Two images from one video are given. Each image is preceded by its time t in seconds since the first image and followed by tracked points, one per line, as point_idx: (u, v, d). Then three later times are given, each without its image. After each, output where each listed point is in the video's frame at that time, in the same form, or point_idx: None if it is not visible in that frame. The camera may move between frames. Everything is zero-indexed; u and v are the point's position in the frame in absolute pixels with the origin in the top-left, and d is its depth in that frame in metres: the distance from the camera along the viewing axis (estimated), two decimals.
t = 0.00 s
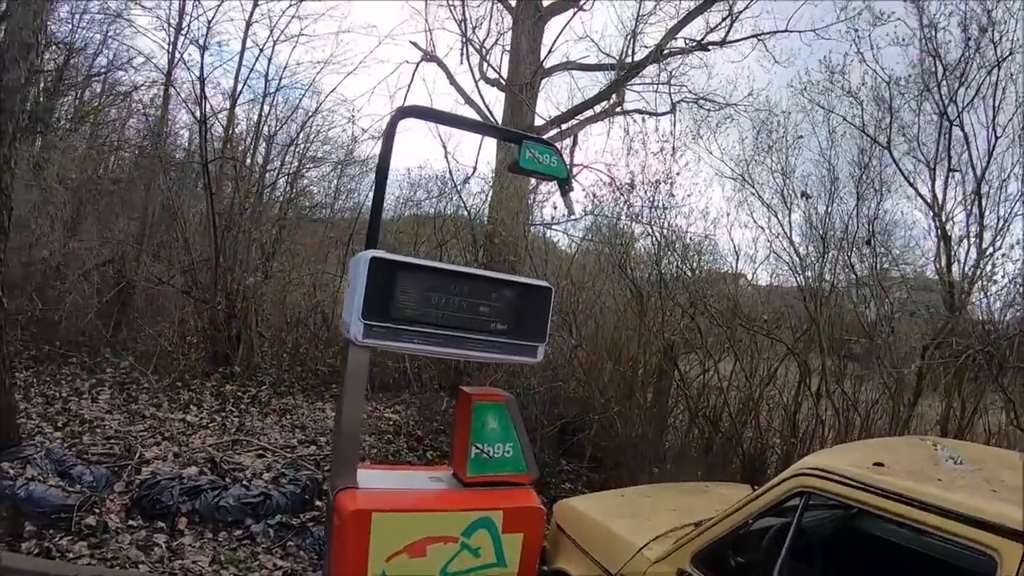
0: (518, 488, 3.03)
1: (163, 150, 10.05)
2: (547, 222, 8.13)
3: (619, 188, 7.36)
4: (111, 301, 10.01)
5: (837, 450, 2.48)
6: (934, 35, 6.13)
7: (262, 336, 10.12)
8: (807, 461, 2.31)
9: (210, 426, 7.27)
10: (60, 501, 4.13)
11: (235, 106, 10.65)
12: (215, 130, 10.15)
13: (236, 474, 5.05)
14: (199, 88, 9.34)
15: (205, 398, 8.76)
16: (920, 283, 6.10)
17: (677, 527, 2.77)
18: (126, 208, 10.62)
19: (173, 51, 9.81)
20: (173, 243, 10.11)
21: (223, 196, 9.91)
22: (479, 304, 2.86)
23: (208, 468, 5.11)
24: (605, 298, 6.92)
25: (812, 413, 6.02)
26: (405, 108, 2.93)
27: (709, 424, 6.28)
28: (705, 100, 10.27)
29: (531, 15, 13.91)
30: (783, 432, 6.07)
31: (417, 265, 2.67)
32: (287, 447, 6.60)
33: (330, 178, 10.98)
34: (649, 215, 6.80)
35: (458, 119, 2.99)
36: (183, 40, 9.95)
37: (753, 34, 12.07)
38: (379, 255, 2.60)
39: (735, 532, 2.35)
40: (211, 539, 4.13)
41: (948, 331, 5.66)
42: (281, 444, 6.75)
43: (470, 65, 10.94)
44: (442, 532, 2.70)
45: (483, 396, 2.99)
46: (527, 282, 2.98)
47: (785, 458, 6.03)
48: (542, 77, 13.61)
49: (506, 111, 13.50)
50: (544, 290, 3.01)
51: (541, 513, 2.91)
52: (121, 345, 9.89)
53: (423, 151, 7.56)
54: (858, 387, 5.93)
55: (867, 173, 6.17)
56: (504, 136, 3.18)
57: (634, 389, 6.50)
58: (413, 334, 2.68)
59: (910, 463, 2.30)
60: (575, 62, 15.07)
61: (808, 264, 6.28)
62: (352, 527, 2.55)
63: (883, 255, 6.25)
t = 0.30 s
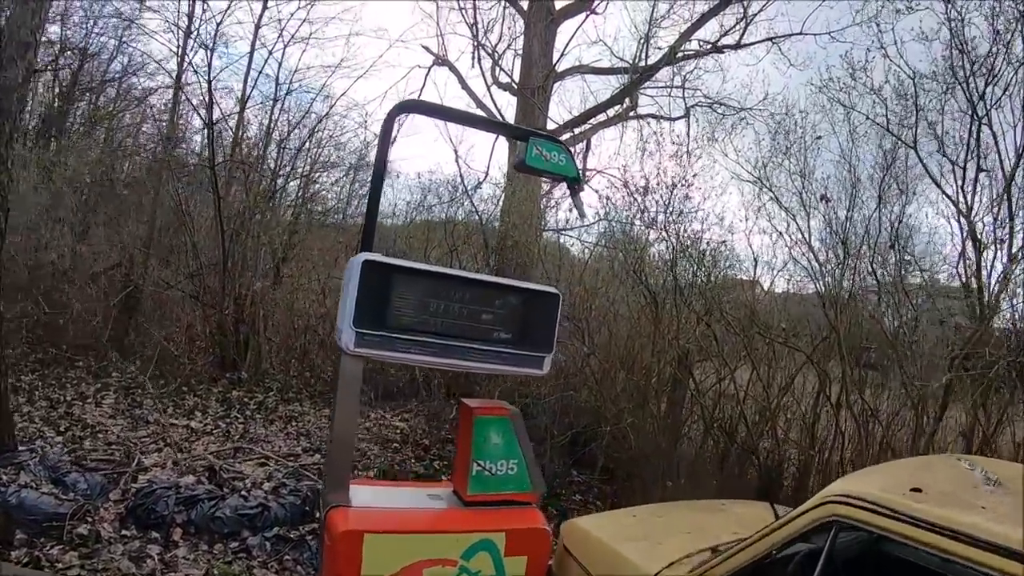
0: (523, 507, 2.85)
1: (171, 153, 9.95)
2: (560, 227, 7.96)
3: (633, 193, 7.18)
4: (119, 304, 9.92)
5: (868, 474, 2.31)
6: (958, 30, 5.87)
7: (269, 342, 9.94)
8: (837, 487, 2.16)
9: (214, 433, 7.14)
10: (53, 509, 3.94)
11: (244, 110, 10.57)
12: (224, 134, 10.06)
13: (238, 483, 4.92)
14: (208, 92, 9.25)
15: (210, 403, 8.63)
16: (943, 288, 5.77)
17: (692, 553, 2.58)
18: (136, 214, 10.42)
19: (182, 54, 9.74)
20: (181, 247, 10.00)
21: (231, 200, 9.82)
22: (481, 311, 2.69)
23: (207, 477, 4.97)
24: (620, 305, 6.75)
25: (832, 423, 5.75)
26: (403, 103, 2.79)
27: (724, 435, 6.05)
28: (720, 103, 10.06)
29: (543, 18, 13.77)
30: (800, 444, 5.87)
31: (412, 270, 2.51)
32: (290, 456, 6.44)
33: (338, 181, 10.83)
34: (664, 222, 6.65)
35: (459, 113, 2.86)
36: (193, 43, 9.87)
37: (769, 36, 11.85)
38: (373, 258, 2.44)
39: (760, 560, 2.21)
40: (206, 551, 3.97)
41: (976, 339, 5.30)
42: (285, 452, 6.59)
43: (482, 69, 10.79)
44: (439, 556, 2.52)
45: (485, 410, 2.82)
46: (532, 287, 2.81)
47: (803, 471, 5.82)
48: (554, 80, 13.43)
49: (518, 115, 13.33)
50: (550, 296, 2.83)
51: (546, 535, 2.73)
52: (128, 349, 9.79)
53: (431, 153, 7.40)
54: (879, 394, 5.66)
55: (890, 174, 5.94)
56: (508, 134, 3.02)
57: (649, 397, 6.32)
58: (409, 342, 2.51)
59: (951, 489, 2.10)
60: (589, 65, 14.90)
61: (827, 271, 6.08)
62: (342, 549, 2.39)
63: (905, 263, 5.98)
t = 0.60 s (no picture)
0: (535, 523, 2.72)
1: (187, 162, 9.97)
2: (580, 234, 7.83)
3: (652, 197, 7.02)
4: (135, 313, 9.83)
5: (901, 489, 2.25)
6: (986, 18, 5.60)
7: (286, 351, 9.90)
8: (867, 507, 2.13)
9: (228, 442, 7.08)
10: (59, 518, 3.84)
11: (259, 118, 10.56)
12: (239, 143, 10.05)
13: (250, 495, 4.84)
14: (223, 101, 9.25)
15: (226, 413, 8.59)
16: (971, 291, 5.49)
17: (714, 571, 2.47)
18: (152, 224, 10.57)
19: (197, 63, 9.76)
20: (198, 256, 10.00)
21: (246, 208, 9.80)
22: (489, 318, 2.56)
23: (218, 487, 4.89)
24: (639, 311, 6.58)
25: (857, 428, 5.61)
26: (405, 102, 2.70)
27: (746, 445, 5.91)
28: (738, 104, 9.89)
29: (557, 22, 13.68)
30: (825, 453, 5.70)
31: (415, 274, 2.40)
32: (304, 466, 6.35)
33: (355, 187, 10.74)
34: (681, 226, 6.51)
35: (463, 111, 2.76)
36: (208, 52, 9.88)
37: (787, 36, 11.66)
38: (373, 263, 2.34)
39: None
40: (213, 563, 3.88)
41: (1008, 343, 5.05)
42: (298, 462, 6.50)
43: (498, 74, 10.69)
44: None
45: (495, 421, 2.69)
46: (543, 292, 2.68)
47: (828, 481, 5.65)
48: (571, 83, 13.27)
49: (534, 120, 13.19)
50: (562, 300, 2.70)
51: (559, 554, 2.60)
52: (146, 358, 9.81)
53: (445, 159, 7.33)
54: (907, 399, 5.46)
55: (916, 171, 5.73)
56: (517, 132, 2.90)
57: (670, 402, 6.18)
58: (412, 351, 2.40)
59: (982, 494, 2.07)
60: (605, 69, 14.77)
61: (850, 273, 5.82)
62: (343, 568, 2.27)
63: (928, 262, 5.73)
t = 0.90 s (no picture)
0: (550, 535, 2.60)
1: (208, 173, 10.02)
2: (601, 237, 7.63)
3: (674, 196, 6.84)
4: (158, 323, 9.90)
5: (935, 500, 2.14)
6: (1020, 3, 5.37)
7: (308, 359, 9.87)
8: (900, 523, 2.03)
9: (248, 451, 7.04)
10: (71, 526, 3.82)
11: (278, 128, 10.58)
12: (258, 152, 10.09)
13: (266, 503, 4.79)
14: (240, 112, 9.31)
15: (247, 421, 8.57)
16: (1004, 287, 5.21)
17: None
18: (174, 234, 10.62)
19: (216, 74, 9.82)
20: (219, 265, 10.04)
21: (265, 217, 9.80)
22: (498, 320, 2.45)
23: (233, 496, 4.84)
24: (663, 315, 6.43)
25: (890, 431, 5.40)
26: (409, 96, 2.59)
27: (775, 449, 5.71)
28: (761, 103, 9.69)
29: (576, 25, 13.58)
30: (856, 457, 5.50)
31: (418, 275, 2.30)
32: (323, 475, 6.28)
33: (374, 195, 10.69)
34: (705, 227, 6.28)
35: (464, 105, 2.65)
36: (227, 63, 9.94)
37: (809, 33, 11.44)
38: (375, 265, 2.25)
39: None
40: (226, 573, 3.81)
41: None
42: (318, 471, 6.42)
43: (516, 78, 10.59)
44: None
45: (506, 429, 2.59)
46: (555, 292, 2.55)
47: (859, 487, 5.44)
48: (590, 86, 13.11)
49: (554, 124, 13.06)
50: (575, 301, 2.58)
51: (575, 568, 2.47)
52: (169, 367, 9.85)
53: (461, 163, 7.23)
54: (941, 399, 5.25)
55: (947, 164, 5.50)
56: (528, 127, 2.77)
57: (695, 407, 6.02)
58: (415, 356, 2.30)
59: None
60: (625, 71, 14.63)
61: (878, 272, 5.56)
62: None
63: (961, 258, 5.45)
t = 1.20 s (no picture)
0: (561, 552, 2.48)
1: (229, 184, 10.04)
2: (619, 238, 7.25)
3: (697, 196, 6.67)
4: (182, 334, 9.96)
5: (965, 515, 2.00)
6: None
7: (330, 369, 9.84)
8: (928, 546, 1.89)
9: (269, 461, 7.00)
10: (83, 536, 3.83)
11: (297, 138, 10.59)
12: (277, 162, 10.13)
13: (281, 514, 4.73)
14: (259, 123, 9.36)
15: (269, 431, 8.57)
16: None
17: None
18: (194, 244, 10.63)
19: (235, 87, 9.87)
20: (240, 275, 10.04)
21: (285, 227, 9.81)
22: (500, 325, 2.33)
23: (248, 507, 4.79)
24: (688, 319, 6.28)
25: (925, 435, 5.18)
26: (408, 93, 2.51)
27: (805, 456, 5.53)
28: (784, 100, 9.48)
29: (594, 27, 13.47)
30: (889, 463, 5.32)
31: (415, 278, 2.21)
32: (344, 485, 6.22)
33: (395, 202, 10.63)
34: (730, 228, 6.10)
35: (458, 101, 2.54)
36: (246, 75, 9.99)
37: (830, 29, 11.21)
38: (371, 268, 2.17)
39: None
40: None
41: None
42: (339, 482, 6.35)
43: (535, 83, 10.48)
44: None
45: (513, 440, 2.48)
46: (562, 295, 2.42)
47: (893, 493, 5.28)
48: (611, 88, 12.94)
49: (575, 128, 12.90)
50: (582, 303, 2.44)
51: None
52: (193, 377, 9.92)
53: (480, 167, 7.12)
54: (975, 400, 5.04)
55: (981, 156, 5.27)
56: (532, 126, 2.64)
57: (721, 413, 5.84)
58: (412, 363, 2.20)
59: None
60: (645, 72, 14.47)
61: (909, 270, 5.34)
62: None
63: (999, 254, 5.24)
